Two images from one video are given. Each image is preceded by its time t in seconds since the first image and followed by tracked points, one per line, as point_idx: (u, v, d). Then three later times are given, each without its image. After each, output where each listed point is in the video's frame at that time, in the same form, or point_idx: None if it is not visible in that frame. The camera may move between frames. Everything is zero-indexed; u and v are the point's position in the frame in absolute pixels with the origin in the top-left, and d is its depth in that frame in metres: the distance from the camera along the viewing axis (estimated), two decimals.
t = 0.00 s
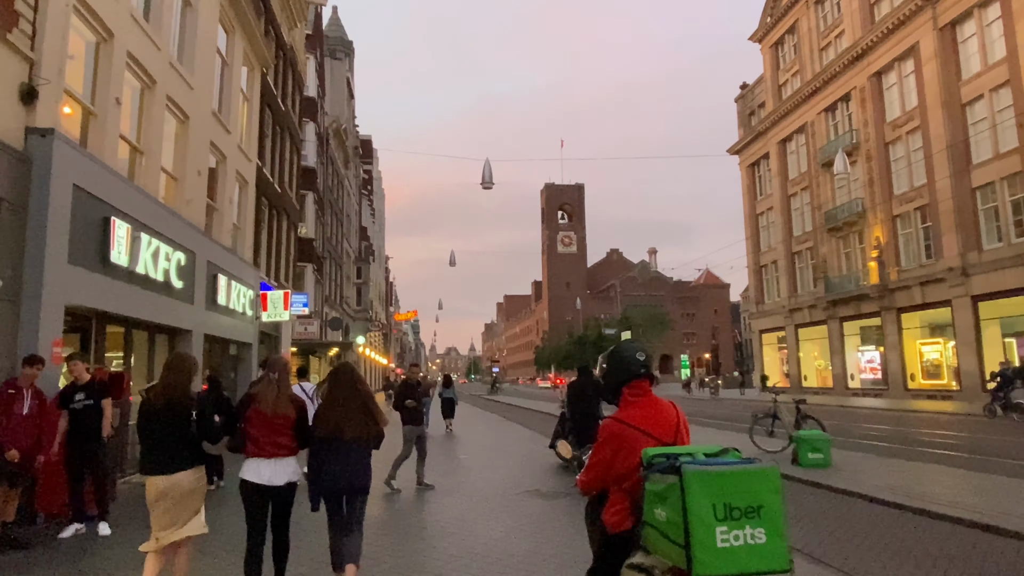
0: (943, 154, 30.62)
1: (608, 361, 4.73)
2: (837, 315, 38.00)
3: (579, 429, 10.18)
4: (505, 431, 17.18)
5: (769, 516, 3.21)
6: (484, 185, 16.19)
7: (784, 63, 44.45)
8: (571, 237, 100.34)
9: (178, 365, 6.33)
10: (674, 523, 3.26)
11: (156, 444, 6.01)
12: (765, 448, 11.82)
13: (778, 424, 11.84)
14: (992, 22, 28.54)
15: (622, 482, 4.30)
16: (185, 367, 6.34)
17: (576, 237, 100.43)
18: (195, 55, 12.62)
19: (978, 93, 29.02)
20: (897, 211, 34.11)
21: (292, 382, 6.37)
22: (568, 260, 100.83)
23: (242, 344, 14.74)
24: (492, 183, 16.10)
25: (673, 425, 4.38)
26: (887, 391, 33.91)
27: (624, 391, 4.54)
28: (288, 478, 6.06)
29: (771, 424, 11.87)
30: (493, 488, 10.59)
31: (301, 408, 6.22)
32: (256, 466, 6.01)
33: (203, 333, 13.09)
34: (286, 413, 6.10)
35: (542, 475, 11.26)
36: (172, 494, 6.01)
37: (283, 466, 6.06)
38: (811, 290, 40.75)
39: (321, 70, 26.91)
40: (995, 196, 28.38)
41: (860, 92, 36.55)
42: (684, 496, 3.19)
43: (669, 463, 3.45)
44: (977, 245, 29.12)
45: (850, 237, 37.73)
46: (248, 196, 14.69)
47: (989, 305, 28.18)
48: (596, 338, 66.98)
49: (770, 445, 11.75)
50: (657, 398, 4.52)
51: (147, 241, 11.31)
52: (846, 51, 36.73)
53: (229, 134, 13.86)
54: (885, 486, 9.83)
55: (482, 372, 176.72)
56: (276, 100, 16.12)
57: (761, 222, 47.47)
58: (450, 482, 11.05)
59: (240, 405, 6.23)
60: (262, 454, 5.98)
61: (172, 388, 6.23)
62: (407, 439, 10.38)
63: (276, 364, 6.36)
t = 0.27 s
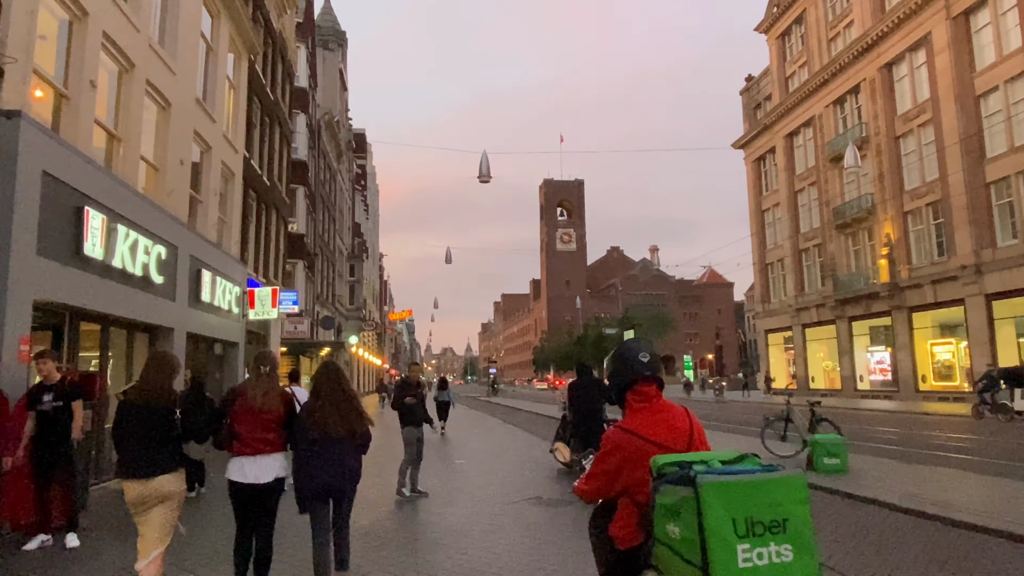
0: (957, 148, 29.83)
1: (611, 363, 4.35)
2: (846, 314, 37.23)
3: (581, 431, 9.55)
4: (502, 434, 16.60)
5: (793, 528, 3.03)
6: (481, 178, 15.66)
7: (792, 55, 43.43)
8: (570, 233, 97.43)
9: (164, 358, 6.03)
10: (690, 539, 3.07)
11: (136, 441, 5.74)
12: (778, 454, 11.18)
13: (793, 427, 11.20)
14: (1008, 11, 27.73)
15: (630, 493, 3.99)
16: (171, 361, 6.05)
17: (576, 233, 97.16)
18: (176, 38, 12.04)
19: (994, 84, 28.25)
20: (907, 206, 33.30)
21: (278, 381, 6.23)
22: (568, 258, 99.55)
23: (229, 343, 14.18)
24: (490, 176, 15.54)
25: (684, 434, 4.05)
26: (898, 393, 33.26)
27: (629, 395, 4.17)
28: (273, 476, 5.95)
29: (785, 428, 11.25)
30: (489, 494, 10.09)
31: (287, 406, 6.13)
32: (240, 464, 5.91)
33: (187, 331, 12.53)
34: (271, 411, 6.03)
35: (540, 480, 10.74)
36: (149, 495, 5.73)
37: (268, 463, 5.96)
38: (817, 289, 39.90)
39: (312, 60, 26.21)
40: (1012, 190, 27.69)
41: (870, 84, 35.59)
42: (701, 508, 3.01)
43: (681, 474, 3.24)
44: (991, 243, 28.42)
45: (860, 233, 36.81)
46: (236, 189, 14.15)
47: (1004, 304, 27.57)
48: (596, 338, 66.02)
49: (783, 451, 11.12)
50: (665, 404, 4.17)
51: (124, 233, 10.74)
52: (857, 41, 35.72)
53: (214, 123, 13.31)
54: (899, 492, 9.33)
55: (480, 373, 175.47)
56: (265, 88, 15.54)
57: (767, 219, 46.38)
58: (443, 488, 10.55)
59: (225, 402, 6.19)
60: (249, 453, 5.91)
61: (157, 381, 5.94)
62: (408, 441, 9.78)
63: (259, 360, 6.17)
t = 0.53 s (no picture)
0: (972, 142, 29.10)
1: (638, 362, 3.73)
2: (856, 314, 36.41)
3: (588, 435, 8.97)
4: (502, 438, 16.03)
5: (868, 569, 2.45)
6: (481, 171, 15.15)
7: (800, 47, 42.42)
8: (571, 231, 95.53)
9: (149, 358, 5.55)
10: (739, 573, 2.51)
11: (121, 449, 5.29)
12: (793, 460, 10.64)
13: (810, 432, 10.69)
14: None
15: (658, 512, 3.40)
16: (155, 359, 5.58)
17: (577, 231, 95.72)
18: (158, 22, 11.50)
19: (1014, 76, 27.50)
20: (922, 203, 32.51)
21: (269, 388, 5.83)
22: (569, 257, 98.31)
23: (218, 343, 13.60)
24: (489, 170, 14.99)
25: (724, 449, 3.47)
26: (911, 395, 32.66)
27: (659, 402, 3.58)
28: (259, 486, 5.52)
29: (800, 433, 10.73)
30: (487, 502, 9.55)
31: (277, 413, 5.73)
32: (226, 471, 5.51)
33: (171, 331, 11.96)
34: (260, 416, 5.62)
35: (539, 487, 10.19)
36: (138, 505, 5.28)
37: (254, 472, 5.55)
38: (828, 288, 39.01)
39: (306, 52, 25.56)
40: None
41: (882, 76, 34.65)
42: (753, 538, 2.47)
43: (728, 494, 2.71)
44: (1008, 240, 27.85)
45: (872, 230, 35.94)
46: (225, 182, 13.61)
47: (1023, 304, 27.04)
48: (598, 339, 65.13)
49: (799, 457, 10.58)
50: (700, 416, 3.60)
51: (103, 225, 10.17)
52: (868, 32, 34.73)
53: (202, 113, 12.77)
54: (921, 502, 8.78)
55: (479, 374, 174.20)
56: (256, 78, 14.97)
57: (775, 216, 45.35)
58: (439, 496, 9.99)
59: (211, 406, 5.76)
60: (234, 460, 5.49)
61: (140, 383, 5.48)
62: (409, 447, 9.19)
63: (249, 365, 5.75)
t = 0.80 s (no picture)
0: (990, 137, 27.61)
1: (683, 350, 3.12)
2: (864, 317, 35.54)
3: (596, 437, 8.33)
4: (499, 443, 15.43)
5: None
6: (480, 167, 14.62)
7: (808, 39, 40.47)
8: (571, 230, 93.77)
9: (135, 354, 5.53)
10: None
11: (104, 447, 5.17)
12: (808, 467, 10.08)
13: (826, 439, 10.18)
14: None
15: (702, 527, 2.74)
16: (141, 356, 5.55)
17: (577, 230, 93.85)
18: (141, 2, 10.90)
19: None
20: (937, 202, 30.86)
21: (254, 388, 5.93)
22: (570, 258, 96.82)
23: (203, 342, 13.01)
24: (488, 164, 14.39)
25: (780, 459, 2.88)
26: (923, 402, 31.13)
27: (708, 399, 2.95)
28: (244, 484, 5.64)
29: (817, 439, 10.22)
30: (481, 508, 9.10)
31: (262, 412, 5.85)
32: (209, 470, 5.59)
33: (153, 328, 11.34)
34: (245, 415, 5.73)
35: (536, 492, 9.74)
36: (121, 507, 5.18)
37: (238, 470, 5.66)
38: (838, 289, 37.28)
39: (298, 40, 24.85)
40: None
41: (896, 69, 32.86)
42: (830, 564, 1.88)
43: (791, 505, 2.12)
44: None
45: (886, 231, 34.19)
46: (212, 173, 13.02)
47: None
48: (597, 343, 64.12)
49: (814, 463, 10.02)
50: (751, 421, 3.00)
51: (80, 216, 9.52)
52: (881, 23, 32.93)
53: (188, 100, 12.16)
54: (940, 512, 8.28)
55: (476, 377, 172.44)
56: (245, 64, 14.35)
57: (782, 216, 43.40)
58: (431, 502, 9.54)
59: (194, 403, 5.87)
60: (217, 458, 5.58)
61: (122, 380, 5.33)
62: (409, 454, 8.45)
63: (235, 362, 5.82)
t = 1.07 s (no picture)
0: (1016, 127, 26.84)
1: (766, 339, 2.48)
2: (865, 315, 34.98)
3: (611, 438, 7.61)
4: (501, 446, 14.84)
5: None
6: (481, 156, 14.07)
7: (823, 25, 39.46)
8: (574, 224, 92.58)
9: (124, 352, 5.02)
10: None
11: (93, 453, 4.77)
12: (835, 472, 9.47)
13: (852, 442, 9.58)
14: None
15: (766, 550, 2.14)
16: (129, 354, 5.03)
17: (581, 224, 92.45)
18: None
19: None
20: (958, 193, 30.08)
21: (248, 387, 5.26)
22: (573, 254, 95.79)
23: (190, 339, 12.37)
24: (490, 154, 13.81)
25: (857, 478, 2.25)
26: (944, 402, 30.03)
27: (773, 395, 2.37)
28: (238, 492, 5.07)
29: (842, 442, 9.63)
30: (482, 513, 8.57)
31: (257, 411, 5.25)
32: (199, 476, 5.02)
33: (138, 324, 10.68)
34: (238, 416, 5.12)
35: (541, 497, 9.20)
36: (108, 515, 4.78)
37: (233, 476, 5.09)
38: (854, 285, 36.33)
39: (292, 28, 24.21)
40: None
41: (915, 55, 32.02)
42: None
43: (897, 538, 1.75)
44: None
45: (903, 221, 33.31)
46: (200, 162, 12.38)
47: None
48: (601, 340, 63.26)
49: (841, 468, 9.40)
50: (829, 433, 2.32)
51: (59, 204, 8.72)
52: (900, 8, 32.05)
53: (174, 83, 11.50)
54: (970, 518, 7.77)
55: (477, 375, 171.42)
56: (235, 48, 13.71)
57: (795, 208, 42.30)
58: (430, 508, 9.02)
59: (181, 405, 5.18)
60: (209, 464, 5.00)
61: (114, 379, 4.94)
62: (415, 460, 7.73)
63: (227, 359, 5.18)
